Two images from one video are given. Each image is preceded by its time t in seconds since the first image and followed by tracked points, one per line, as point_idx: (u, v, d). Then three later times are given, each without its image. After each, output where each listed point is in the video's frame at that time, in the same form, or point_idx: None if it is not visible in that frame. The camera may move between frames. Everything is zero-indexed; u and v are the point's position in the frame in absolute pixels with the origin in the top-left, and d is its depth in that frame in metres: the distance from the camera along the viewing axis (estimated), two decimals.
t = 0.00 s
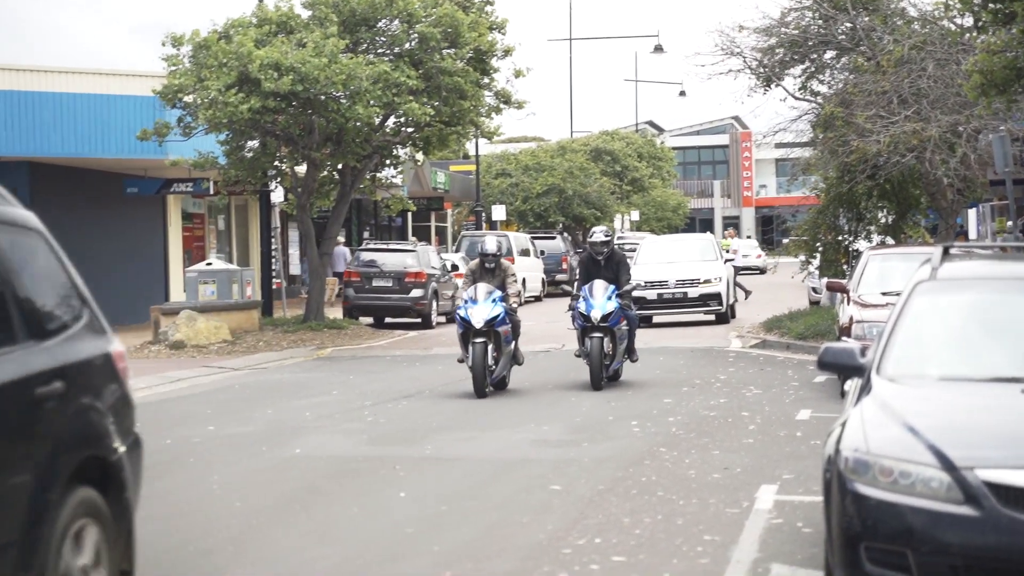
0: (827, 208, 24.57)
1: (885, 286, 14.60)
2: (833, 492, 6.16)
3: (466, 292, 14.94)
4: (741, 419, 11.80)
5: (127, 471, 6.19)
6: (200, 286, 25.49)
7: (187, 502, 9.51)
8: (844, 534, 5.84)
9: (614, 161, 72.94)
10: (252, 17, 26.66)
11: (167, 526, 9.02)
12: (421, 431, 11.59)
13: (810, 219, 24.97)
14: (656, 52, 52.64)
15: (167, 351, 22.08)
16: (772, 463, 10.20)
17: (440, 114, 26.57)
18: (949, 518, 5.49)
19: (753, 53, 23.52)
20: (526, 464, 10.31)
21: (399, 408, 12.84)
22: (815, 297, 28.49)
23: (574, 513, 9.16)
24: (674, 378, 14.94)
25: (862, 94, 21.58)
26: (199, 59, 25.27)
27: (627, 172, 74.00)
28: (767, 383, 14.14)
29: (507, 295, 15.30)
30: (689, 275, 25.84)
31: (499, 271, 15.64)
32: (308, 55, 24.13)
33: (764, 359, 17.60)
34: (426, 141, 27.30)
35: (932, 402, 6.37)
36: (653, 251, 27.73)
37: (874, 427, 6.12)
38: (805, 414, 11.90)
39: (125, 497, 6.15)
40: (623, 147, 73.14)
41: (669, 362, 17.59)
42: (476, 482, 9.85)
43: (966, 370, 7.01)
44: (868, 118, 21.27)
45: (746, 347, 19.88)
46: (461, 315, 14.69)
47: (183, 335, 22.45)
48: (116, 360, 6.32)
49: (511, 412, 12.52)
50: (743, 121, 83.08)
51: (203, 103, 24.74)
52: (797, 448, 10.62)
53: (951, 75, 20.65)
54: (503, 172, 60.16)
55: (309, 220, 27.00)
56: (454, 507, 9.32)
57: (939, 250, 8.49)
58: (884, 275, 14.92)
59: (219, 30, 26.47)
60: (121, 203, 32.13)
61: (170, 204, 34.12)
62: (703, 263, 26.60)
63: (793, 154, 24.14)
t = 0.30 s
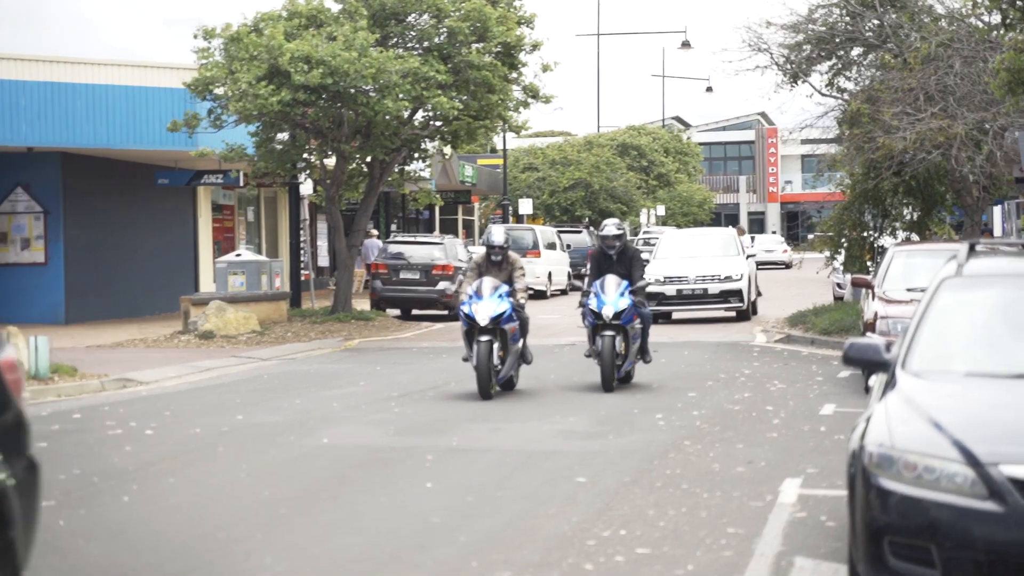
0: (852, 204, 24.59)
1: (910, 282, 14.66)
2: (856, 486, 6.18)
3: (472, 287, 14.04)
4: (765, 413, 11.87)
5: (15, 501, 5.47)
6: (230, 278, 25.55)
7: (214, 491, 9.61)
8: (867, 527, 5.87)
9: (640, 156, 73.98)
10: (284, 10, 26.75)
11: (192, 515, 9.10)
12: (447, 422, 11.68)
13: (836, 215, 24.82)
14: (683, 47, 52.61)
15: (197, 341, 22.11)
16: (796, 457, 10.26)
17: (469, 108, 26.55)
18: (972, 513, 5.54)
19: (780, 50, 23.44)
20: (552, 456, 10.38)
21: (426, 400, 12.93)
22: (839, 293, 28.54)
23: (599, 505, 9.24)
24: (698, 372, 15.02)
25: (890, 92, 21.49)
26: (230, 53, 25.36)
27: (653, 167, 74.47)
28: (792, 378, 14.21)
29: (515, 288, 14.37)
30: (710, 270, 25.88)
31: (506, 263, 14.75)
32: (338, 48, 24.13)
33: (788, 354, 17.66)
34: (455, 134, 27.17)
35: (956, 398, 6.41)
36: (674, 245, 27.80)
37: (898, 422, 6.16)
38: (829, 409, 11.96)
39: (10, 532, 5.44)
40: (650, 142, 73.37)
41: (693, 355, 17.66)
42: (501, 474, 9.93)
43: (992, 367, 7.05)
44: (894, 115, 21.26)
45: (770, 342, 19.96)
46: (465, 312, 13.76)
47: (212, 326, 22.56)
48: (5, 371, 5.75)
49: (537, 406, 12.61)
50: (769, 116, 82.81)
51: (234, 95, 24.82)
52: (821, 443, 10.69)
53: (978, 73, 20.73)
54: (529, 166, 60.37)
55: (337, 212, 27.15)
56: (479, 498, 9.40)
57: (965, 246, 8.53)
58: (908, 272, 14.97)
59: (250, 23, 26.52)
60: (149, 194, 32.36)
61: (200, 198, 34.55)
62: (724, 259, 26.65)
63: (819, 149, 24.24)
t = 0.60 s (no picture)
0: (874, 201, 24.75)
1: (931, 278, 14.77)
2: (878, 480, 6.27)
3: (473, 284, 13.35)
4: (786, 407, 11.98)
5: None
6: (258, 272, 25.80)
7: (241, 482, 9.75)
8: (888, 521, 5.97)
9: (664, 153, 73.75)
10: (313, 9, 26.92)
11: (220, 506, 9.26)
12: (472, 415, 11.82)
13: (858, 212, 25.07)
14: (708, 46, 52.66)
15: (227, 334, 22.35)
16: (817, 451, 10.37)
17: (494, 106, 26.64)
18: (993, 508, 5.62)
19: (803, 47, 23.46)
20: (575, 449, 10.51)
21: (451, 393, 13.08)
22: (860, 289, 28.62)
23: (622, 497, 9.36)
24: (720, 367, 15.14)
25: (910, 90, 21.49)
26: (259, 50, 25.55)
27: (676, 163, 74.36)
28: (813, 372, 14.32)
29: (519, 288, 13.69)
30: (728, 267, 25.97)
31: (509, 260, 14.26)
32: (365, 46, 24.23)
33: (809, 349, 17.76)
34: (481, 131, 27.30)
35: (977, 394, 6.49)
36: (692, 240, 27.89)
37: (920, 418, 6.24)
38: (849, 403, 12.07)
39: None
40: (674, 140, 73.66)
41: (715, 350, 17.77)
42: (525, 466, 10.06)
43: (1013, 362, 7.12)
44: (916, 112, 21.29)
45: (791, 337, 20.07)
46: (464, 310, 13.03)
47: (241, 318, 22.75)
48: None
49: (560, 401, 12.75)
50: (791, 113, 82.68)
51: (263, 92, 24.88)
52: (842, 437, 10.79)
53: (999, 71, 20.84)
54: (556, 164, 60.90)
55: (364, 207, 27.30)
56: (503, 490, 9.53)
57: (987, 243, 8.62)
58: (929, 268, 15.06)
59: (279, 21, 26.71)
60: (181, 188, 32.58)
61: (228, 193, 34.74)
62: (743, 255, 26.73)
63: (840, 146, 24.34)
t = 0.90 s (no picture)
0: (896, 196, 24.90)
1: (953, 270, 14.94)
2: (902, 468, 6.38)
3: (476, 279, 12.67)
4: (811, 398, 12.18)
5: None
6: (294, 267, 26.20)
7: (277, 471, 10.00)
8: (912, 509, 6.08)
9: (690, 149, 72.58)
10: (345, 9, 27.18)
11: (258, 494, 9.50)
12: (503, 407, 12.06)
13: (881, 207, 25.25)
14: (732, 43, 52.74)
15: (263, 328, 22.69)
16: (841, 441, 10.56)
17: (524, 104, 26.84)
18: (1015, 497, 5.72)
19: (827, 45, 23.63)
20: (603, 439, 10.73)
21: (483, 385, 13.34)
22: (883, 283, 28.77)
23: (651, 486, 9.57)
24: (745, 358, 15.34)
25: (933, 86, 21.60)
26: (294, 50, 25.88)
27: (701, 159, 73.14)
28: (837, 364, 14.50)
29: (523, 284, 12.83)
30: (748, 264, 26.07)
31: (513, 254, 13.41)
32: (397, 45, 24.46)
33: (833, 341, 17.95)
34: (510, 128, 27.50)
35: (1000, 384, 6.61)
36: (711, 236, 27.96)
37: (944, 407, 6.36)
38: (874, 394, 12.26)
39: None
40: (700, 136, 73.84)
41: (740, 342, 17.96)
42: (555, 456, 10.28)
43: None
44: (938, 109, 21.38)
45: (815, 329, 20.25)
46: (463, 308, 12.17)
47: (277, 312, 23.05)
48: None
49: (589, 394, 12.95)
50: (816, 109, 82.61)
51: (298, 91, 25.24)
52: (865, 427, 10.98)
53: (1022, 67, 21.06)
54: (584, 161, 61.30)
55: (396, 203, 27.51)
56: (534, 479, 9.75)
57: (1010, 237, 8.78)
58: (951, 261, 15.23)
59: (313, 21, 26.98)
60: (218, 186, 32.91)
61: (265, 189, 34.97)
62: (762, 252, 26.85)
63: (863, 142, 24.47)
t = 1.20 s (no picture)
0: (907, 190, 25.11)
1: (963, 263, 15.14)
2: (914, 460, 6.36)
3: (464, 277, 12.07)
4: (823, 388, 12.41)
5: None
6: (318, 262, 26.43)
7: (302, 462, 10.26)
8: (923, 500, 6.04)
9: (704, 146, 72.71)
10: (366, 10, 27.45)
11: (283, 484, 9.76)
12: (522, 400, 12.31)
13: (891, 201, 25.47)
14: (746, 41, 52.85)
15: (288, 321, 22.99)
16: (853, 431, 10.79)
17: (541, 103, 27.08)
18: None
19: (838, 44, 23.83)
20: (620, 430, 10.98)
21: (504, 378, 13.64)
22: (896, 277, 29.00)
23: (667, 475, 9.81)
24: (759, 350, 15.58)
25: (942, 83, 21.82)
26: (318, 52, 26.20)
27: (716, 155, 73.13)
28: (849, 355, 14.74)
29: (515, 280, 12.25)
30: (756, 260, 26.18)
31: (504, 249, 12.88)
32: (419, 46, 24.69)
33: (845, 333, 18.20)
34: (528, 126, 27.74)
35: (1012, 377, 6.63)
36: (718, 231, 28.15)
37: (956, 399, 6.36)
38: (885, 384, 12.50)
39: None
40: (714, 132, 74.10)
41: (755, 334, 18.20)
42: (573, 446, 10.52)
43: None
44: (947, 105, 21.60)
45: (827, 321, 20.49)
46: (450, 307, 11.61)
47: (302, 306, 23.40)
48: None
49: (607, 386, 13.20)
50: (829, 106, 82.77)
51: (322, 91, 25.66)
52: (876, 417, 11.21)
53: None
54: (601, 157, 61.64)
55: (418, 201, 27.81)
56: (553, 469, 9.99)
57: (1019, 231, 8.98)
58: (961, 254, 15.44)
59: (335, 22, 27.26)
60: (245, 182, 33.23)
61: (291, 187, 35.22)
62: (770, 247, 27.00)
63: (874, 138, 24.68)
